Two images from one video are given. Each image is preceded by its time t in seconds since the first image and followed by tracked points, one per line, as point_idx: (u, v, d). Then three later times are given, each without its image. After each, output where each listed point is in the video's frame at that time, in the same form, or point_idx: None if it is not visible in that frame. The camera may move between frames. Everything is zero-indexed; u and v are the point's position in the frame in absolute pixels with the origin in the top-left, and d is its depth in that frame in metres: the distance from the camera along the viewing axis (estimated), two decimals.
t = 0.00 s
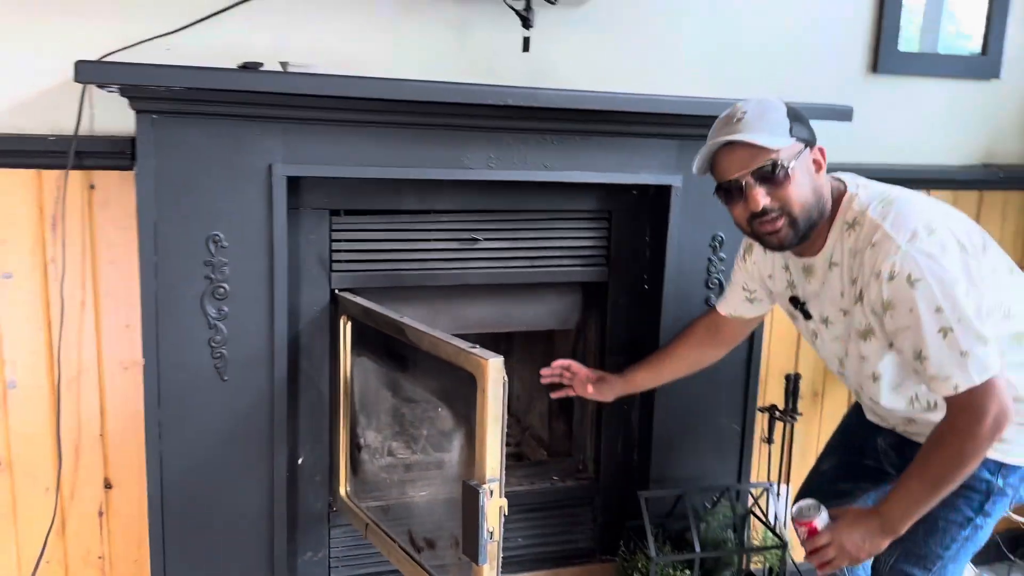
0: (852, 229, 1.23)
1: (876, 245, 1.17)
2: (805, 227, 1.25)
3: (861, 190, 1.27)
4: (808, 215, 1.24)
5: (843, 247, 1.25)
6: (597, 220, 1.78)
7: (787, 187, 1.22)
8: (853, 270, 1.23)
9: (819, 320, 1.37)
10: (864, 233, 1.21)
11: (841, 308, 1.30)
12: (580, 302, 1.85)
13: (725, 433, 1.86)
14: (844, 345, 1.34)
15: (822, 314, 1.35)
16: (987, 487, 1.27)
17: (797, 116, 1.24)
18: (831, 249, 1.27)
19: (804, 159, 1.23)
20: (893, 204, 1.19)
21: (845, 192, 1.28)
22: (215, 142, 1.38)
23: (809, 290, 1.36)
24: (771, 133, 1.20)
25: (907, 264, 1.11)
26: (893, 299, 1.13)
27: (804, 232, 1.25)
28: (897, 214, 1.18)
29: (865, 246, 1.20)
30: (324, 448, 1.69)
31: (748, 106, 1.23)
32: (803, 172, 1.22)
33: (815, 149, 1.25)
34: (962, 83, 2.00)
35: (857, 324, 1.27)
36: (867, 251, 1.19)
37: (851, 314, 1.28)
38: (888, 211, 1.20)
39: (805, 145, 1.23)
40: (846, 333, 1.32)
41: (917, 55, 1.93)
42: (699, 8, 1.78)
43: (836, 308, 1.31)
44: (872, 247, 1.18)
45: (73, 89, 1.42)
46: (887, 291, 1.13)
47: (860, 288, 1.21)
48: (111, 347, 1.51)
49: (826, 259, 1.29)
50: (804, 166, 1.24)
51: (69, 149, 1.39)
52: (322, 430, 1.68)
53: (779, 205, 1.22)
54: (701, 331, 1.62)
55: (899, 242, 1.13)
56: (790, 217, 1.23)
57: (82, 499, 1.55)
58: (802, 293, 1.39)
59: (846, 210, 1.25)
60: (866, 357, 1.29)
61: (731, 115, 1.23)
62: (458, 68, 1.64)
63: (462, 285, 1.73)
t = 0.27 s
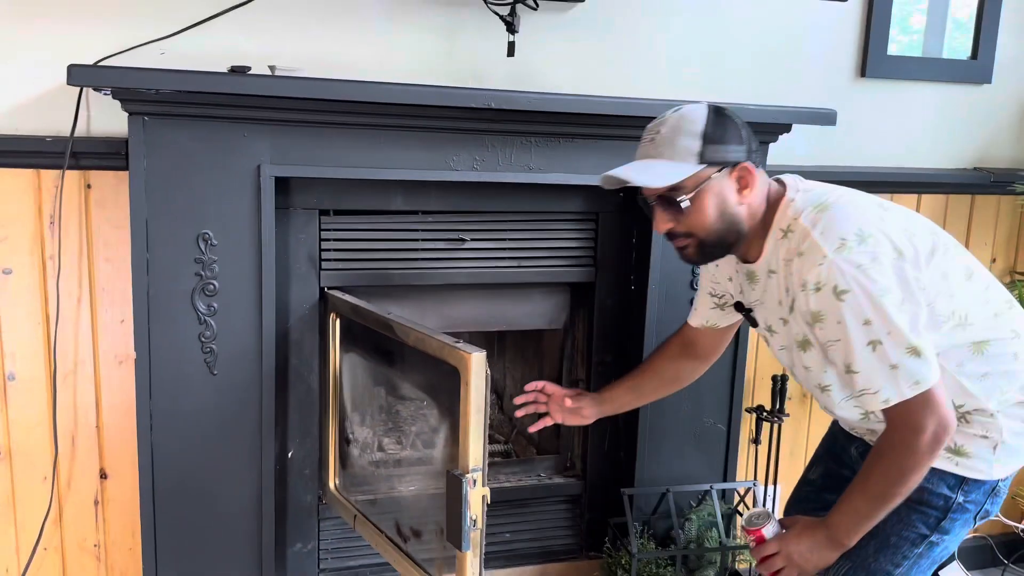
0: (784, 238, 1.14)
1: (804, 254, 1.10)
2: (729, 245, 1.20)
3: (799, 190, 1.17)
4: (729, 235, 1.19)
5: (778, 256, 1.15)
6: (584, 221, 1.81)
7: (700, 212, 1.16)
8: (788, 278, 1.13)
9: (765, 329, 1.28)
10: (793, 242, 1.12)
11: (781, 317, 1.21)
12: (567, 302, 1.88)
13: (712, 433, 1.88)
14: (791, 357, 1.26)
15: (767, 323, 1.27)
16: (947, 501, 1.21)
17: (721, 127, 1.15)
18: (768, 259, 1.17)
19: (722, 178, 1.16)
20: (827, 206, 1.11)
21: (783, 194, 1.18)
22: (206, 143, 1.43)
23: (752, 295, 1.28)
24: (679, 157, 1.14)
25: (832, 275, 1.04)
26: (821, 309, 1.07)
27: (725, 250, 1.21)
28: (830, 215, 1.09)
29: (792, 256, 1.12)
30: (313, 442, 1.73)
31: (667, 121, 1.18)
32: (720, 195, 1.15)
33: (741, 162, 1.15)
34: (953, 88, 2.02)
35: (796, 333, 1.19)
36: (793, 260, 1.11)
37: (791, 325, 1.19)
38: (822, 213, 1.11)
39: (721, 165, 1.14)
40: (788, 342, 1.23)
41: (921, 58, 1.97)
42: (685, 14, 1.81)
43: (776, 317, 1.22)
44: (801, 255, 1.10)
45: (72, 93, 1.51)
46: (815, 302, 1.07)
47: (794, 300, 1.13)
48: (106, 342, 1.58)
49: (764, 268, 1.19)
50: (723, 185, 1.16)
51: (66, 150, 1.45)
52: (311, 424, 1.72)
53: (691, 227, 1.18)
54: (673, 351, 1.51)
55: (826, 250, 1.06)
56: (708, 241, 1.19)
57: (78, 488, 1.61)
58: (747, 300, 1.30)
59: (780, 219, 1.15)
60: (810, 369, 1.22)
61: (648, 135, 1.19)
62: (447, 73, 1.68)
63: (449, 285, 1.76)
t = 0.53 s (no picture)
0: (765, 242, 1.12)
1: (783, 256, 1.08)
2: (696, 257, 1.21)
3: (781, 194, 1.16)
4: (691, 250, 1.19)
5: (756, 262, 1.14)
6: (581, 222, 1.83)
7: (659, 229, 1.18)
8: (766, 286, 1.12)
9: (745, 338, 1.28)
10: (772, 245, 1.11)
11: (760, 326, 1.20)
12: (566, 302, 1.91)
13: (709, 433, 1.89)
14: (773, 367, 1.25)
15: (745, 332, 1.26)
16: (930, 524, 1.22)
17: (685, 144, 1.12)
18: (746, 266, 1.17)
19: (680, 199, 1.14)
20: (810, 209, 1.09)
21: (764, 199, 1.17)
22: (208, 144, 1.47)
23: (732, 305, 1.28)
24: (636, 178, 1.14)
25: (812, 278, 1.03)
26: (798, 315, 1.06)
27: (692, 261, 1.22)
28: (812, 219, 1.08)
29: (771, 259, 1.10)
30: (313, 438, 1.77)
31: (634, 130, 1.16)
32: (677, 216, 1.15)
33: (700, 184, 1.12)
34: (954, 92, 2.03)
35: (774, 342, 1.18)
36: (771, 264, 1.10)
37: (770, 334, 1.18)
38: (804, 216, 1.09)
39: (677, 187, 1.12)
40: (767, 352, 1.22)
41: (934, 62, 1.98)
42: (684, 18, 1.83)
43: (755, 325, 1.22)
44: (780, 258, 1.09)
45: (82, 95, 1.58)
46: (791, 307, 1.06)
47: (771, 305, 1.12)
48: (112, 337, 1.65)
49: (742, 274, 1.18)
50: (682, 205, 1.15)
51: (74, 150, 1.53)
52: (311, 419, 1.76)
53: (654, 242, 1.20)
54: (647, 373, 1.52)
55: (808, 253, 1.04)
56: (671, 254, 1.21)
57: (85, 477, 1.68)
58: (727, 310, 1.30)
59: (761, 221, 1.14)
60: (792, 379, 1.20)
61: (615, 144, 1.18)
62: (445, 76, 1.72)
63: (449, 284, 1.79)
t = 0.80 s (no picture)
0: (791, 249, 1.13)
1: (813, 262, 1.08)
2: (720, 266, 1.20)
3: (805, 205, 1.17)
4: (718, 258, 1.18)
5: (783, 269, 1.14)
6: (587, 228, 1.84)
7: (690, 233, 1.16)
8: (793, 293, 1.12)
9: (762, 348, 1.28)
10: (801, 253, 1.11)
11: (782, 333, 1.20)
12: (572, 307, 1.91)
13: (715, 438, 1.89)
14: (790, 375, 1.25)
15: (764, 340, 1.26)
16: (938, 532, 1.21)
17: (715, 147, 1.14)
18: (771, 273, 1.17)
19: (715, 201, 1.14)
20: (836, 218, 1.10)
21: (790, 210, 1.18)
22: (217, 150, 1.50)
23: (750, 313, 1.27)
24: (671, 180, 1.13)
25: (842, 284, 1.02)
26: (826, 320, 1.05)
27: (717, 272, 1.21)
28: (840, 228, 1.08)
29: (801, 264, 1.10)
30: (319, 441, 1.78)
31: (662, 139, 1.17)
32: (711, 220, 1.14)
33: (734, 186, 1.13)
34: (962, 98, 2.03)
35: (798, 350, 1.18)
36: (800, 270, 1.10)
37: (792, 341, 1.18)
38: (832, 225, 1.10)
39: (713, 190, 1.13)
40: (787, 359, 1.22)
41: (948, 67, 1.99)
42: (691, 25, 1.84)
43: (776, 332, 1.21)
44: (809, 265, 1.08)
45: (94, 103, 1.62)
46: (822, 312, 1.05)
47: (798, 311, 1.12)
48: (124, 339, 1.68)
49: (767, 282, 1.19)
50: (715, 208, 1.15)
51: (87, 155, 1.57)
52: (319, 421, 1.78)
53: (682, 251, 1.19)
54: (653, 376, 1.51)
55: (837, 259, 1.04)
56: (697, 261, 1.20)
57: (96, 477, 1.71)
58: (744, 318, 1.30)
59: (788, 229, 1.15)
60: (812, 387, 1.21)
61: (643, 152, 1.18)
62: (452, 84, 1.74)
63: (455, 289, 1.80)
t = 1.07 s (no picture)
0: (819, 264, 1.15)
1: (840, 274, 1.09)
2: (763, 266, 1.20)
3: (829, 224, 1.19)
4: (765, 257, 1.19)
5: (812, 282, 1.16)
6: (599, 237, 1.85)
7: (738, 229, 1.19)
8: (822, 305, 1.14)
9: (796, 361, 1.29)
10: (827, 268, 1.13)
11: (814, 346, 1.22)
12: (584, 316, 1.92)
13: (728, 447, 1.89)
14: (824, 386, 1.26)
15: (798, 353, 1.28)
16: (976, 538, 1.21)
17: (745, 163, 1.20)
18: (801, 287, 1.19)
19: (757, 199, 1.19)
20: (860, 234, 1.11)
21: (816, 230, 1.20)
22: (235, 161, 1.52)
23: (785, 327, 1.29)
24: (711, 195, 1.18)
25: (869, 293, 1.04)
26: (857, 328, 1.06)
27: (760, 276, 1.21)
28: (865, 243, 1.10)
29: (827, 278, 1.12)
30: (334, 447, 1.80)
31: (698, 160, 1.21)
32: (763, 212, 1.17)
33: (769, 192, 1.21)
34: (974, 108, 2.03)
35: (830, 360, 1.19)
36: (829, 281, 1.11)
37: (824, 354, 1.20)
38: (856, 242, 1.12)
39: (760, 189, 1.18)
40: (822, 372, 1.23)
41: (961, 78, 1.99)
42: (702, 36, 1.85)
43: (809, 346, 1.23)
44: (837, 276, 1.10)
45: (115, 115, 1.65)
46: (851, 320, 1.06)
47: (827, 322, 1.13)
48: (141, 347, 1.71)
49: (798, 296, 1.21)
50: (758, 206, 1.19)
51: (108, 166, 1.60)
52: (334, 427, 1.80)
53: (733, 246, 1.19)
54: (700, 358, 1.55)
55: (864, 269, 1.06)
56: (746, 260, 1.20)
57: (113, 482, 1.74)
58: (779, 333, 1.32)
59: (814, 246, 1.17)
60: (846, 395, 1.21)
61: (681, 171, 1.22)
62: (465, 95, 1.76)
63: (468, 298, 1.82)
